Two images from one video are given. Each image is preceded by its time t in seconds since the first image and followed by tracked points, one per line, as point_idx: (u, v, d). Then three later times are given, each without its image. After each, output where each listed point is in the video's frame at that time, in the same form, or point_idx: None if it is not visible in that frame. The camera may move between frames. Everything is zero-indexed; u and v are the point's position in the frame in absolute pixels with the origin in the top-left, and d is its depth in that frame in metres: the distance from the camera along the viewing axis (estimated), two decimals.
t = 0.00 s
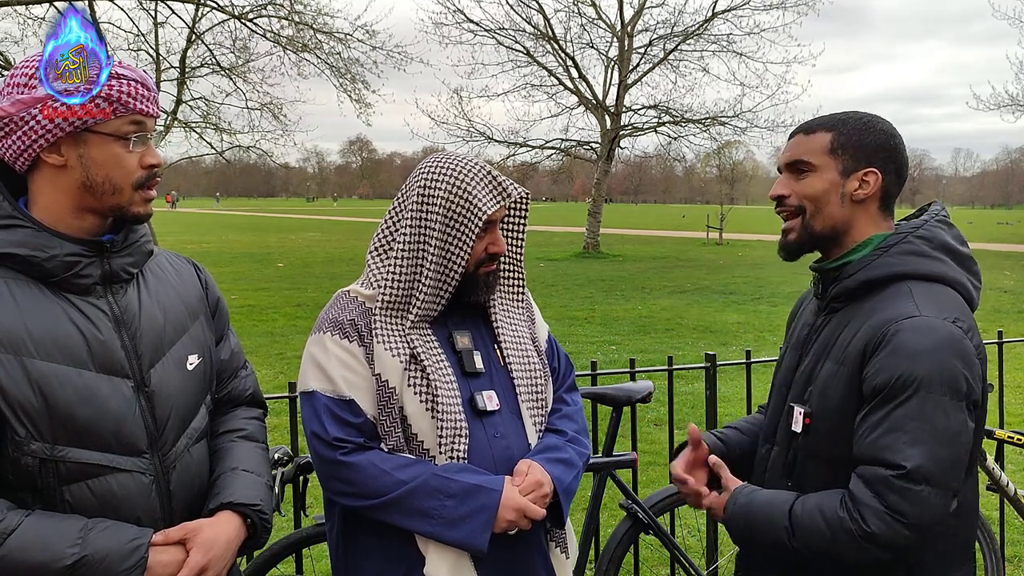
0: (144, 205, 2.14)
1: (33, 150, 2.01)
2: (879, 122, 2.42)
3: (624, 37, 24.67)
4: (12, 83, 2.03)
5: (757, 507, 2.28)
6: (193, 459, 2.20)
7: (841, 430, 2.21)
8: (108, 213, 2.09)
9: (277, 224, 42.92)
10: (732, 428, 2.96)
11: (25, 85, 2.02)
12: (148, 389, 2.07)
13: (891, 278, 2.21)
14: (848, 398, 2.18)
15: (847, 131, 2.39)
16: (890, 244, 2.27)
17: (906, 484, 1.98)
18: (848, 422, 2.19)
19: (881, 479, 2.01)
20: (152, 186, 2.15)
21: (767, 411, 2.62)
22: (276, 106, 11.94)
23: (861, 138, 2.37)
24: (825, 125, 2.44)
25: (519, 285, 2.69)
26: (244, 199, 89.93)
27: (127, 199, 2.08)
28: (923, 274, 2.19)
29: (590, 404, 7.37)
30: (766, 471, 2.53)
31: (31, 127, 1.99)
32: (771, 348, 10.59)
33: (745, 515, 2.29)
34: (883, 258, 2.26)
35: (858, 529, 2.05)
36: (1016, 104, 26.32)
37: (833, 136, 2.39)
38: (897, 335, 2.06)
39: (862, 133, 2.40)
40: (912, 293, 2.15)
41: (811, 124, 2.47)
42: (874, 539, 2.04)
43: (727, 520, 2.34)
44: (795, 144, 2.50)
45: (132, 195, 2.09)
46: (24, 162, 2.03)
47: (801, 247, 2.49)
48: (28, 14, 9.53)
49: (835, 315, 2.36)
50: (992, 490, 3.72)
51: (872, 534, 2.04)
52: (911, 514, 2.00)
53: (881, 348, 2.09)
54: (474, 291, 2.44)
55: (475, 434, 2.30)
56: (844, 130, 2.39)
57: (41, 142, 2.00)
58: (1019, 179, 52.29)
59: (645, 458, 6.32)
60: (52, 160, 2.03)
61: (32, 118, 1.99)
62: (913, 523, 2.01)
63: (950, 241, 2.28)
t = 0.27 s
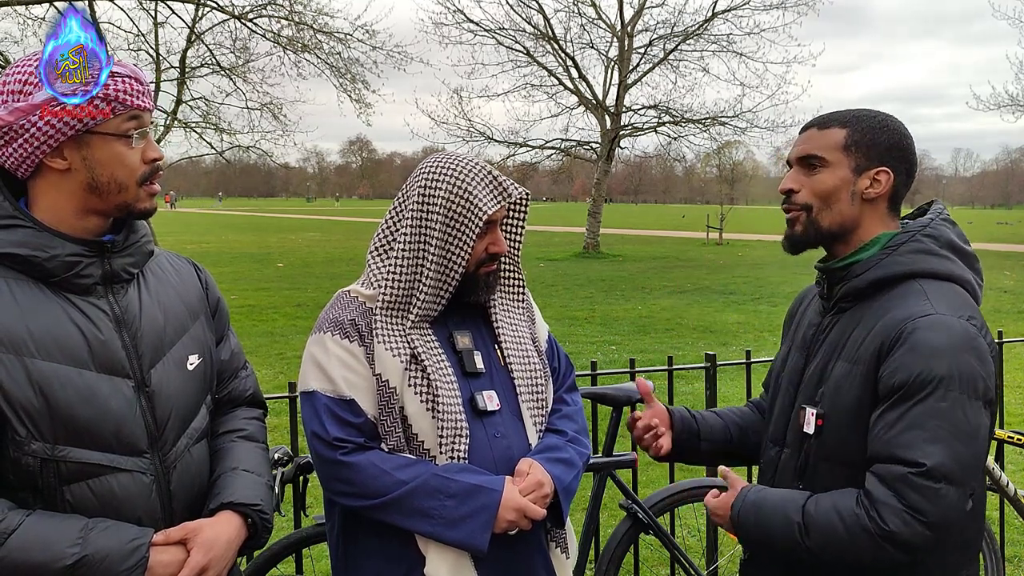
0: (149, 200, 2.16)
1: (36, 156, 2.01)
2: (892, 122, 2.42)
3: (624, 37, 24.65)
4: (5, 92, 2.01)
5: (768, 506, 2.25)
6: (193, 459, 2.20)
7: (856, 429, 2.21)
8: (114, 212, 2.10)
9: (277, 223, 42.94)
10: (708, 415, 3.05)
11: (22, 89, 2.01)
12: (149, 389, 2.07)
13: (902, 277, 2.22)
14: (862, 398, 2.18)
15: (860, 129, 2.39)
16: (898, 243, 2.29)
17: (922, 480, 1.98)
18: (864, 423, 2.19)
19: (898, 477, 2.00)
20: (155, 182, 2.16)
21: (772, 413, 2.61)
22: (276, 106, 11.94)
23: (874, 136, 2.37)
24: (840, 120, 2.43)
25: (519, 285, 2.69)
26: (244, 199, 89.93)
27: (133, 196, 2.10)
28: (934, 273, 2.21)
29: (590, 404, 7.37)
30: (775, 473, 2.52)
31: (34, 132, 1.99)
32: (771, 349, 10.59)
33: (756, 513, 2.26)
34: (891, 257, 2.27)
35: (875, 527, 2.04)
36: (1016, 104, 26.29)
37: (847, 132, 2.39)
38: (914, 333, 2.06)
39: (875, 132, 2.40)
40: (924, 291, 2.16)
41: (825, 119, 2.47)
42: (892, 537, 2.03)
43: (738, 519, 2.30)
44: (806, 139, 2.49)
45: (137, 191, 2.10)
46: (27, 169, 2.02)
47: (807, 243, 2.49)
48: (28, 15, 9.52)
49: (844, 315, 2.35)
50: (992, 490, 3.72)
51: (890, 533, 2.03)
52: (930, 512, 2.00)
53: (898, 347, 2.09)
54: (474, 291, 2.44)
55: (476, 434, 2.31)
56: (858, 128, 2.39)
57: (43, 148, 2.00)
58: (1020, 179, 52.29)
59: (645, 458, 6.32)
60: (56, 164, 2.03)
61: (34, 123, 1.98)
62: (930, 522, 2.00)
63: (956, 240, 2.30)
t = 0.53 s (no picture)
0: (147, 201, 2.15)
1: (33, 160, 2.01)
2: (897, 125, 2.41)
3: (624, 37, 24.66)
4: (2, 96, 2.01)
5: (791, 514, 2.25)
6: (193, 459, 2.20)
7: (873, 431, 2.20)
8: (112, 213, 2.09)
9: (277, 223, 42.98)
10: (746, 463, 2.70)
11: (21, 92, 2.01)
12: (148, 389, 2.07)
13: (911, 277, 2.23)
14: (877, 402, 2.18)
15: (865, 131, 2.38)
16: (902, 243, 2.29)
17: (934, 477, 1.98)
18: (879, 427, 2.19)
19: (912, 476, 2.01)
20: (153, 182, 2.16)
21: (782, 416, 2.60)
22: (276, 106, 11.95)
23: (879, 139, 2.36)
24: (844, 122, 2.42)
25: (519, 285, 2.69)
26: (244, 199, 89.93)
27: (131, 196, 2.09)
28: (943, 272, 2.21)
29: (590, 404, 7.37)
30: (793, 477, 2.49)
31: (31, 136, 1.99)
32: (771, 349, 10.59)
33: (782, 525, 2.26)
34: (897, 257, 2.27)
35: (890, 526, 2.04)
36: (1016, 104, 26.30)
37: (851, 134, 2.38)
38: (927, 335, 2.07)
39: (879, 134, 2.39)
40: (933, 291, 2.17)
41: (829, 119, 2.45)
42: (907, 536, 2.03)
43: (765, 529, 2.31)
44: (810, 138, 2.48)
45: (134, 192, 2.10)
46: (25, 171, 2.02)
47: (804, 243, 2.49)
48: (28, 15, 9.50)
49: (852, 318, 2.35)
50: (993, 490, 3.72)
51: (905, 532, 2.02)
52: (946, 510, 1.99)
53: (913, 347, 2.10)
54: (474, 291, 2.44)
55: (476, 434, 2.31)
56: (863, 130, 2.37)
57: (41, 151, 2.00)
58: (1020, 179, 52.32)
59: (645, 458, 6.32)
60: (53, 168, 2.03)
61: (31, 126, 1.99)
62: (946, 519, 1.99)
63: (959, 237, 2.31)
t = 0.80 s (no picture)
0: (144, 202, 2.15)
1: (31, 159, 2.01)
2: (911, 131, 2.39)
3: (624, 37, 24.66)
4: None
5: (824, 521, 2.23)
6: (193, 459, 2.20)
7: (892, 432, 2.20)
8: (110, 213, 2.09)
9: (278, 223, 43.02)
10: (762, 467, 2.68)
11: (18, 92, 2.01)
12: (147, 388, 2.07)
13: (928, 278, 2.23)
14: (903, 405, 2.18)
15: (877, 137, 2.36)
16: (916, 244, 2.31)
17: (976, 484, 1.98)
18: (906, 431, 2.18)
19: (950, 482, 2.00)
20: (151, 183, 2.15)
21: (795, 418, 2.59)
22: (275, 106, 11.96)
23: (891, 145, 2.35)
24: (856, 126, 2.40)
25: (520, 285, 2.69)
26: (244, 199, 89.96)
27: (128, 197, 2.09)
28: (956, 272, 2.23)
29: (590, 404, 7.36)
30: (807, 482, 2.47)
31: (28, 135, 1.99)
32: (771, 349, 10.59)
33: (813, 532, 2.25)
34: (912, 258, 2.28)
35: (931, 534, 2.04)
36: (1016, 104, 26.29)
37: (864, 140, 2.37)
38: (951, 336, 2.08)
39: (892, 139, 2.38)
40: (951, 292, 2.18)
41: (842, 123, 2.44)
42: (950, 544, 2.02)
43: (795, 539, 2.29)
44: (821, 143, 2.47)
45: (132, 193, 2.10)
46: (23, 171, 2.02)
47: (813, 247, 2.49)
48: (28, 15, 9.51)
49: (867, 319, 2.34)
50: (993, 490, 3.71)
51: (948, 540, 2.02)
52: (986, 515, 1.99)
53: (937, 348, 2.10)
54: (473, 290, 2.44)
55: (475, 434, 2.30)
56: (875, 137, 2.36)
57: (38, 150, 2.00)
58: (1019, 180, 52.30)
59: (645, 458, 6.32)
60: (50, 167, 2.03)
61: (28, 125, 1.98)
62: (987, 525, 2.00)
63: (968, 236, 2.34)
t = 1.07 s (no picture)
0: (144, 201, 2.15)
1: (31, 159, 2.01)
2: (913, 134, 2.42)
3: (624, 37, 24.65)
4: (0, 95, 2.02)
5: (827, 514, 2.23)
6: (192, 458, 2.20)
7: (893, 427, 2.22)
8: (110, 213, 2.09)
9: (278, 223, 43.03)
10: (752, 466, 2.66)
11: (18, 93, 2.01)
12: (148, 387, 2.07)
13: (925, 275, 2.27)
14: (903, 399, 2.20)
15: (883, 137, 2.38)
16: (913, 242, 2.34)
17: (983, 470, 2.01)
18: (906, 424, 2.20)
19: (955, 468, 2.03)
20: (150, 182, 2.15)
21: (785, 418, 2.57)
22: (275, 106, 11.96)
23: (895, 145, 2.37)
24: (862, 126, 2.41)
25: (519, 285, 2.69)
26: (244, 199, 89.97)
27: (128, 196, 2.09)
28: (949, 272, 2.28)
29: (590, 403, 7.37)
30: (799, 478, 2.46)
31: (28, 135, 1.99)
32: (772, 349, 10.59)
33: (816, 524, 2.24)
34: (908, 257, 2.31)
35: (937, 519, 2.06)
36: (1016, 104, 26.28)
37: (869, 139, 2.38)
38: (954, 331, 2.12)
39: (896, 140, 2.39)
40: (950, 290, 2.22)
41: (847, 122, 2.44)
42: (956, 529, 2.04)
43: (795, 531, 2.27)
44: (826, 141, 2.47)
45: (131, 192, 2.10)
46: (23, 171, 2.02)
47: (814, 242, 2.47)
48: (28, 15, 9.50)
49: (864, 316, 2.36)
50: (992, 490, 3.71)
51: (955, 526, 2.04)
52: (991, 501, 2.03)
53: (941, 342, 2.13)
54: (473, 290, 2.44)
55: (475, 434, 2.30)
56: (881, 136, 2.37)
57: (38, 150, 2.00)
58: (1019, 180, 52.27)
59: (645, 458, 6.32)
60: (50, 167, 2.03)
61: (28, 124, 1.98)
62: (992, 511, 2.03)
63: (954, 238, 2.42)
